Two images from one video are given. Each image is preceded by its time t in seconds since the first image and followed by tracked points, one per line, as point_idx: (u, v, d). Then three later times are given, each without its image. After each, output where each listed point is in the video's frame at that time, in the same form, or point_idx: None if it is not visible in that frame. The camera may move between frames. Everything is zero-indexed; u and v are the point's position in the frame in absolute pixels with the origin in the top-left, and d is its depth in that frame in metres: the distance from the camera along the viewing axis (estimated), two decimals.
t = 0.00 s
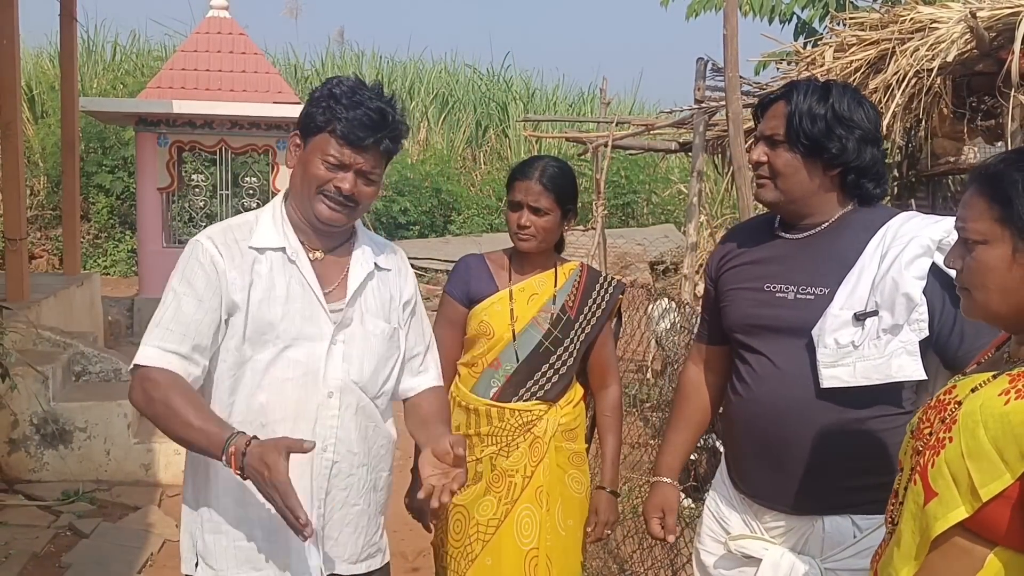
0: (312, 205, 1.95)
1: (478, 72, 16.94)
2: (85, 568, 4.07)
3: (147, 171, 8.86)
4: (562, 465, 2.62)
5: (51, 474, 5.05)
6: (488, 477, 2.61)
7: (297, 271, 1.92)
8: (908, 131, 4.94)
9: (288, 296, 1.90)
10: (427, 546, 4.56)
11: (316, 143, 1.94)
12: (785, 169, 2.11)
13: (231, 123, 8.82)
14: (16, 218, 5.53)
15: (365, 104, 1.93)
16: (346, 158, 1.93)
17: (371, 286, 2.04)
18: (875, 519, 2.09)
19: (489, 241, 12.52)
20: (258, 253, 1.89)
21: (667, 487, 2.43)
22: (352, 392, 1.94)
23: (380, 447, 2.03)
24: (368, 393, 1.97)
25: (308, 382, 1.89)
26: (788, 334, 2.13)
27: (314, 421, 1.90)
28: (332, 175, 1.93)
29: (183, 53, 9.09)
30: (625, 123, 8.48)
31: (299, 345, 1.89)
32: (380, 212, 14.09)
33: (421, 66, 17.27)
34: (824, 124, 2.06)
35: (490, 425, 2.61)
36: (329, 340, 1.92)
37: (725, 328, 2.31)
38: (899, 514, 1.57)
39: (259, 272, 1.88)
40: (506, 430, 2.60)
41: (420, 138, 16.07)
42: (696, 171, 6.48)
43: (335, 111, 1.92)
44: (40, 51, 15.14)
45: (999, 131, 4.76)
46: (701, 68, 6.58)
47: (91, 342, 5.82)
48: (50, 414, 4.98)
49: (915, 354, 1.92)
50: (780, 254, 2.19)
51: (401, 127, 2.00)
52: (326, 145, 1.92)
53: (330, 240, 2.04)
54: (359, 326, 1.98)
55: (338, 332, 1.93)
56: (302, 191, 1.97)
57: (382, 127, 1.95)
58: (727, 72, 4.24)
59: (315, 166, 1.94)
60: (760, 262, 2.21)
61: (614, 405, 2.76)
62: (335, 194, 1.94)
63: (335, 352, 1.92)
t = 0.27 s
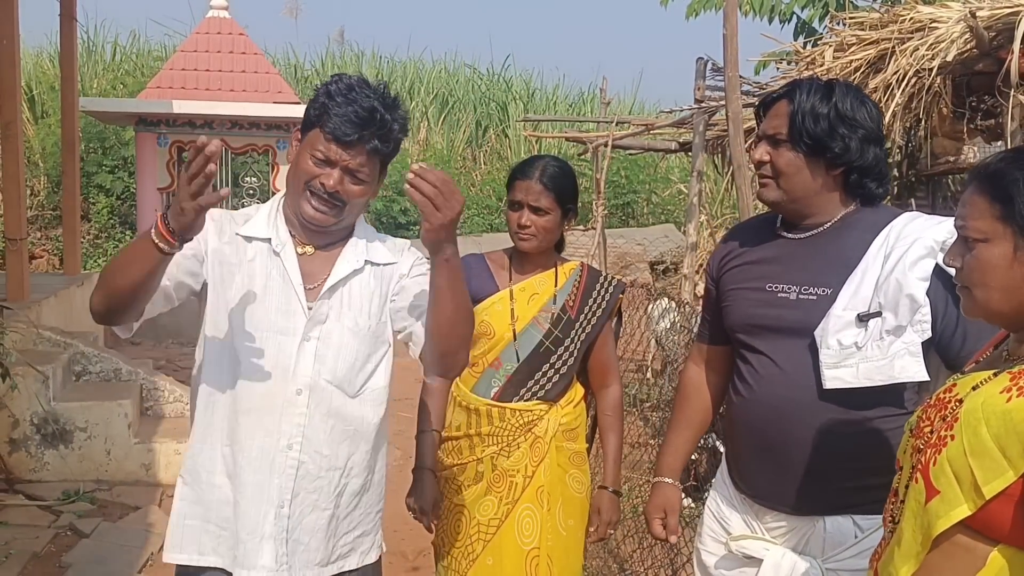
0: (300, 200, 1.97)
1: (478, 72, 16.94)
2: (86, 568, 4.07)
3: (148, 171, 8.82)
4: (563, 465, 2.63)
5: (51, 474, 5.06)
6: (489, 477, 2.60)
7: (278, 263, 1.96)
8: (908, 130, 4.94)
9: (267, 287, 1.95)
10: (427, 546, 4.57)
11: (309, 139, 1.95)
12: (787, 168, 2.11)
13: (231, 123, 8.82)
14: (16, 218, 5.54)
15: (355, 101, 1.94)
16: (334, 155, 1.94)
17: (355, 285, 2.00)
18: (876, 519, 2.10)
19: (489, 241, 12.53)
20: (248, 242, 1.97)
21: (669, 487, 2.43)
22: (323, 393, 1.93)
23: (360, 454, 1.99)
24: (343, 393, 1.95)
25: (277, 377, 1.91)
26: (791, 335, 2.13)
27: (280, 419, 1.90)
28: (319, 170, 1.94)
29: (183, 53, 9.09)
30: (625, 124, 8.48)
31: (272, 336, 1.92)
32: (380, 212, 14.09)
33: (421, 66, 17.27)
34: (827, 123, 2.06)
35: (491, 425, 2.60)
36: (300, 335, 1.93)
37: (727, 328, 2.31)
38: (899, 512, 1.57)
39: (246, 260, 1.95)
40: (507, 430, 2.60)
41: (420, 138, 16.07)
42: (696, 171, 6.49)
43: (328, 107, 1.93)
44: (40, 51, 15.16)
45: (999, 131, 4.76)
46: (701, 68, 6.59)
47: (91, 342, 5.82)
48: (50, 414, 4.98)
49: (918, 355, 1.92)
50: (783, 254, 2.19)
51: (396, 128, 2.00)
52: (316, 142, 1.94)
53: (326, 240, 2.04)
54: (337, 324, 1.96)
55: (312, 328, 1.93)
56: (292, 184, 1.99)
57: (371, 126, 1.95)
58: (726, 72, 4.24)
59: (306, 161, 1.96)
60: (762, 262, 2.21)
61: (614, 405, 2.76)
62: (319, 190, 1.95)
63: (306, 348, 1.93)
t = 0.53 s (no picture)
0: (308, 230, 1.88)
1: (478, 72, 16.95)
2: (87, 568, 4.08)
3: (149, 171, 8.84)
4: (564, 466, 2.63)
5: (52, 475, 5.06)
6: (490, 478, 2.61)
7: (280, 293, 1.86)
8: (908, 130, 4.95)
9: (266, 316, 1.84)
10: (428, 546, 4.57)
11: (318, 165, 1.86)
12: (790, 169, 2.12)
13: (232, 123, 8.84)
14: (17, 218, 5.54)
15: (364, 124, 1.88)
16: (343, 185, 1.84)
17: (358, 316, 1.89)
18: (880, 521, 2.10)
19: (489, 241, 12.54)
20: (249, 267, 1.85)
21: (669, 488, 2.44)
22: (315, 425, 1.82)
23: (350, 486, 1.89)
24: (335, 426, 1.85)
25: (270, 407, 1.81)
26: (794, 336, 2.14)
27: (268, 449, 1.81)
28: (329, 199, 1.85)
29: (183, 53, 9.10)
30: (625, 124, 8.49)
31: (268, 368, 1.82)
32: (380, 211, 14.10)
33: (421, 66, 17.27)
34: (830, 124, 2.06)
35: (492, 426, 2.61)
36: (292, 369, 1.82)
37: (728, 328, 2.32)
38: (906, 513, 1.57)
39: (247, 288, 1.84)
40: (508, 431, 2.60)
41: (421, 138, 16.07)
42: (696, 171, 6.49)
43: (341, 133, 1.85)
44: (41, 51, 15.18)
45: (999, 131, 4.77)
46: (701, 68, 6.59)
47: (92, 342, 5.83)
48: (51, 414, 4.99)
49: (922, 357, 1.92)
50: (785, 254, 2.19)
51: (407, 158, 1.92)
52: (325, 168, 1.85)
53: (329, 265, 1.94)
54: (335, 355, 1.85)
55: (311, 360, 1.83)
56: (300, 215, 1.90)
57: (384, 155, 1.86)
58: (727, 72, 4.24)
59: (314, 188, 1.86)
60: (765, 263, 2.22)
61: (615, 405, 2.76)
62: (328, 220, 1.85)
63: (303, 380, 1.82)
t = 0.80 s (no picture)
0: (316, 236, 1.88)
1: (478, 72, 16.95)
2: (87, 569, 4.07)
3: (150, 171, 8.83)
4: (563, 467, 2.62)
5: (52, 475, 5.05)
6: (490, 479, 2.60)
7: (284, 297, 1.86)
8: (909, 130, 4.94)
9: (273, 322, 1.84)
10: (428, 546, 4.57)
11: (317, 173, 1.85)
12: (792, 169, 2.11)
13: (232, 124, 8.85)
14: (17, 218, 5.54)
15: (356, 122, 1.87)
16: (348, 191, 1.85)
17: (362, 310, 1.93)
18: (881, 523, 2.10)
19: (489, 241, 12.54)
20: (247, 276, 1.84)
21: (669, 490, 2.43)
22: (332, 422, 1.86)
23: (367, 478, 1.94)
24: (350, 420, 1.88)
25: (289, 411, 1.83)
26: (796, 337, 2.13)
27: (293, 452, 1.83)
28: (338, 206, 1.85)
29: (183, 53, 9.09)
30: (625, 124, 8.49)
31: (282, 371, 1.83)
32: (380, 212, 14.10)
33: (421, 66, 17.27)
34: (832, 124, 2.06)
35: (492, 427, 2.61)
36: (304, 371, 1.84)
37: (730, 330, 2.31)
38: (913, 517, 1.57)
39: (247, 296, 1.83)
40: (508, 432, 2.60)
41: (421, 138, 16.07)
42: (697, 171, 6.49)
43: (337, 140, 1.83)
44: (41, 52, 15.18)
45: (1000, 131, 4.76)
46: (702, 68, 6.58)
47: (91, 343, 5.82)
48: (51, 414, 4.98)
49: (926, 360, 1.92)
50: (787, 255, 2.19)
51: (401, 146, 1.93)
52: (328, 176, 1.84)
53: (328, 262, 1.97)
54: (343, 350, 1.88)
55: (324, 358, 1.85)
56: (304, 223, 1.89)
57: (381, 151, 1.87)
58: (728, 72, 4.24)
59: (317, 197, 1.85)
60: (766, 264, 2.21)
61: (615, 406, 2.76)
62: (341, 224, 1.86)
63: (318, 379, 1.84)
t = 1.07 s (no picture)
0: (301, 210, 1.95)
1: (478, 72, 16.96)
2: (87, 569, 4.07)
3: (149, 173, 8.87)
4: (562, 468, 2.63)
5: (52, 475, 5.06)
6: (488, 479, 2.60)
7: (286, 279, 1.91)
8: (908, 130, 4.94)
9: (281, 301, 1.89)
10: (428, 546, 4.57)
11: (283, 152, 1.90)
12: (788, 169, 2.12)
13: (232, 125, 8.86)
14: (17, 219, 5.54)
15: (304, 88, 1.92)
16: (320, 157, 1.92)
17: (354, 283, 2.03)
18: (877, 524, 2.11)
19: (489, 241, 12.55)
20: (242, 266, 1.87)
21: (666, 490, 2.43)
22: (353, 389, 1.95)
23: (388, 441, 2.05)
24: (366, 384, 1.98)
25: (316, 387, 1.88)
26: (794, 338, 2.13)
27: (331, 426, 1.90)
28: (314, 175, 1.92)
29: (183, 54, 9.10)
30: (625, 124, 8.49)
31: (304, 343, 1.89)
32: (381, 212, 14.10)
33: (421, 66, 17.28)
34: (829, 125, 2.06)
35: (491, 428, 2.61)
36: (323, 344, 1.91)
37: (728, 330, 2.31)
38: (912, 521, 1.57)
39: (248, 284, 1.87)
40: (507, 432, 2.60)
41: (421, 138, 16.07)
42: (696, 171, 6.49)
43: (292, 113, 1.88)
44: (41, 52, 15.18)
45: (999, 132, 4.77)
46: (701, 69, 6.59)
47: (91, 343, 5.82)
48: (51, 415, 4.98)
49: (923, 362, 1.93)
50: (785, 256, 2.19)
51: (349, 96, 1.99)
52: (296, 151, 1.90)
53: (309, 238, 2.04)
54: (348, 322, 1.96)
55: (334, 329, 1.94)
56: (282, 202, 1.95)
57: (334, 105, 1.93)
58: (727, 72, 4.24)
59: (291, 175, 1.91)
60: (764, 265, 2.22)
61: (614, 406, 2.76)
62: (320, 192, 1.93)
63: (334, 350, 1.92)
